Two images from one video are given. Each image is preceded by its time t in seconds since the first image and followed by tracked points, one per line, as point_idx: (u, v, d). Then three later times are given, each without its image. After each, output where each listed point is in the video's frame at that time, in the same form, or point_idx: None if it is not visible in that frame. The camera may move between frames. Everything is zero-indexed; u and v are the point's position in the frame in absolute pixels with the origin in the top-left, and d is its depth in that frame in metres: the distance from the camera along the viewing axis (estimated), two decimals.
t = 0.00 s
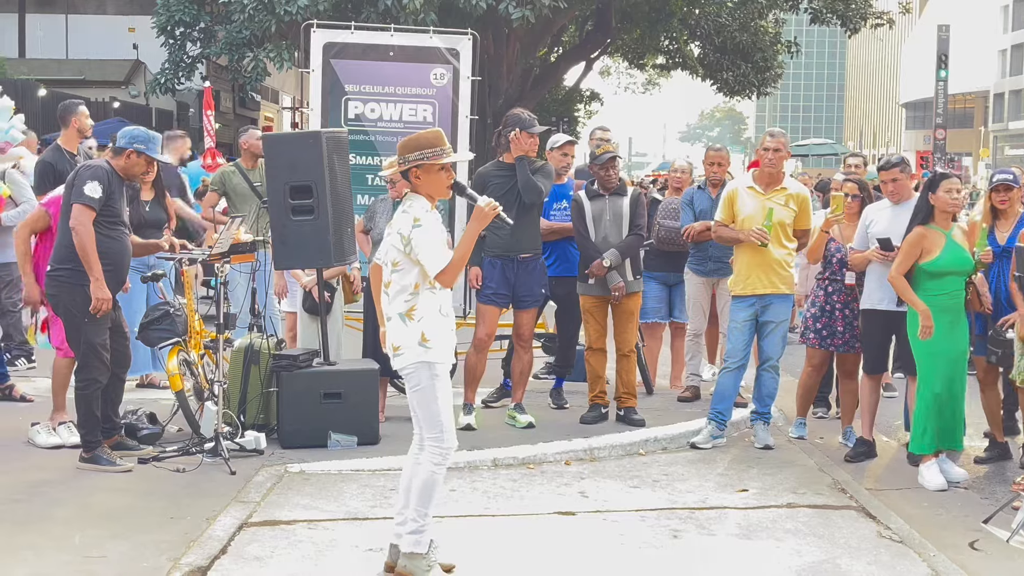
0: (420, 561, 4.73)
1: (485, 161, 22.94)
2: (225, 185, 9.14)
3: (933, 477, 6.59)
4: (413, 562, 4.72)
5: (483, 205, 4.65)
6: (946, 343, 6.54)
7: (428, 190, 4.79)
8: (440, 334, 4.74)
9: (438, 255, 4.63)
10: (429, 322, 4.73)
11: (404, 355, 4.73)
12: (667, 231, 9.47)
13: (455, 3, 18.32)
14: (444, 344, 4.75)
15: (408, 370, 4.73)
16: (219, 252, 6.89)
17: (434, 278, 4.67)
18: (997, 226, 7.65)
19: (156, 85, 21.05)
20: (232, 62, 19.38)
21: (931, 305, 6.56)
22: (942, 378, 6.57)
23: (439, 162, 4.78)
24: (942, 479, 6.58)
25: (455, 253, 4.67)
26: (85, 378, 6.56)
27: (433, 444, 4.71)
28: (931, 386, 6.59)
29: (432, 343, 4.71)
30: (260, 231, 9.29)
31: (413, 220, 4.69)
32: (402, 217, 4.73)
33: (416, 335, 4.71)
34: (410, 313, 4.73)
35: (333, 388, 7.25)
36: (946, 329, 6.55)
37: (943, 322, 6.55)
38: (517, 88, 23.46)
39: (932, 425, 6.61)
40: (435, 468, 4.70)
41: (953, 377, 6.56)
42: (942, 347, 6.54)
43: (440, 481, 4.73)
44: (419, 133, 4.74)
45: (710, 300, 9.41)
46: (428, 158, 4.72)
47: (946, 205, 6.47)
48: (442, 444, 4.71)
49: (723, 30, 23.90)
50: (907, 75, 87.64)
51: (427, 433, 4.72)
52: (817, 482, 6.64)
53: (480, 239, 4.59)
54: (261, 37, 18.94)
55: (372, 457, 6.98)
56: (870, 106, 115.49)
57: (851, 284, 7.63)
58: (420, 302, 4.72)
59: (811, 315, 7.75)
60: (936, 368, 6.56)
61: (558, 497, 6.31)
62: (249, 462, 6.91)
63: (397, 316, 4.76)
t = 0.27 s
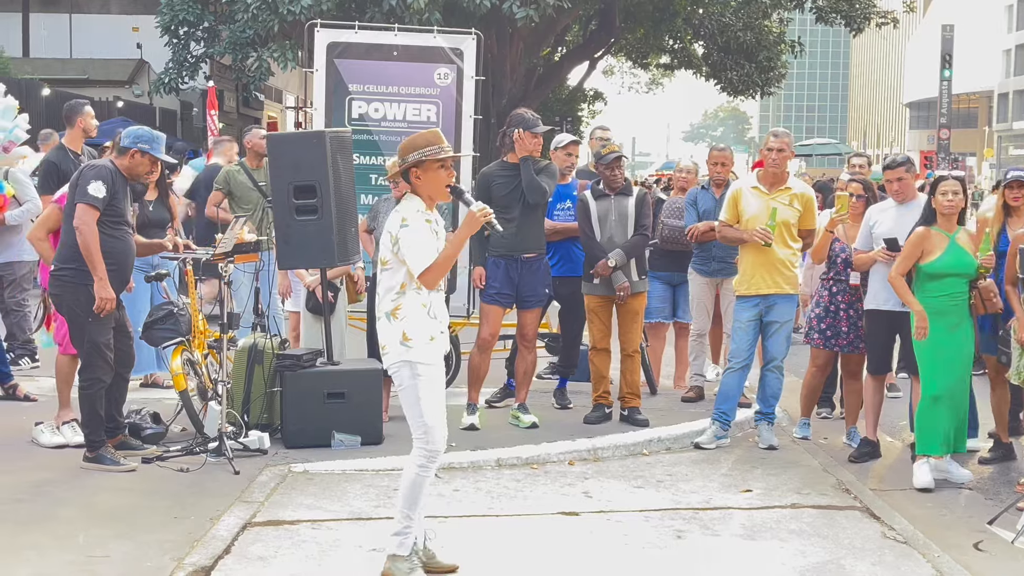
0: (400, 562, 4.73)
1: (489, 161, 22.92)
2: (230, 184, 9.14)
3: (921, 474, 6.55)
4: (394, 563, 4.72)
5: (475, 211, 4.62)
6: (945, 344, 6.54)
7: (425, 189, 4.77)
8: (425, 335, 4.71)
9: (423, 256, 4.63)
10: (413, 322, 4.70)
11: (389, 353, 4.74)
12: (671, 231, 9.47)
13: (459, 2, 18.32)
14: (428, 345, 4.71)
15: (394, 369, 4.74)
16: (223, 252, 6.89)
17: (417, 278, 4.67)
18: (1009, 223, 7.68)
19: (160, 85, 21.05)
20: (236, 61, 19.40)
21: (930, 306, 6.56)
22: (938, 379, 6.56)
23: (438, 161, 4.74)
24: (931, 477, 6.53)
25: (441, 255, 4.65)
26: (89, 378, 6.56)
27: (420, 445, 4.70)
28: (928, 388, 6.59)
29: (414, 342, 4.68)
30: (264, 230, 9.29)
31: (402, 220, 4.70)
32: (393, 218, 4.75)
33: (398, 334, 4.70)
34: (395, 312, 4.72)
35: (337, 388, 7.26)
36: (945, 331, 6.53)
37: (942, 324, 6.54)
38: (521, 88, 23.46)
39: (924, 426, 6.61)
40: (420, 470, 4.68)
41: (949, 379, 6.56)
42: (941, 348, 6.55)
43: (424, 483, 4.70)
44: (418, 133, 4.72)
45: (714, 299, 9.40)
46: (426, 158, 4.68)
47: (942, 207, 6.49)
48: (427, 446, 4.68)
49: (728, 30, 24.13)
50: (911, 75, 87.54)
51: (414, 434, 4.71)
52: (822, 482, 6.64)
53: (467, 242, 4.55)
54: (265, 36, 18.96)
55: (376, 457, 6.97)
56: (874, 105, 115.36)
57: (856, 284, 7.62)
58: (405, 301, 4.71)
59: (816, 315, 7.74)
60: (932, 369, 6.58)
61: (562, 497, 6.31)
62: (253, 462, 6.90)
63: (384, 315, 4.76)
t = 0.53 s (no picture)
0: (388, 566, 4.69)
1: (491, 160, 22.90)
2: (232, 183, 9.14)
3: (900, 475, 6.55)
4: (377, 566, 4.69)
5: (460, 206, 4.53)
6: (943, 340, 6.52)
7: (417, 188, 4.70)
8: (413, 335, 4.64)
9: (407, 252, 4.58)
10: (401, 322, 4.64)
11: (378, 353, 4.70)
12: (673, 231, 9.47)
13: (460, 2, 18.35)
14: (416, 345, 4.65)
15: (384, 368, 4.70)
16: (225, 252, 6.90)
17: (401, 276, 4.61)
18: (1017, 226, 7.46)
19: (162, 85, 21.05)
20: (237, 61, 19.42)
21: (927, 303, 6.54)
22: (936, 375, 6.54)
23: (428, 160, 4.68)
24: (908, 477, 6.54)
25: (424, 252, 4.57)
26: (91, 378, 6.55)
27: (403, 448, 4.66)
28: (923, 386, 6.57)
29: (401, 342, 4.63)
30: (266, 230, 9.29)
31: (390, 219, 4.67)
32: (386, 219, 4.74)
33: (387, 334, 4.65)
34: (385, 311, 4.68)
35: (338, 388, 7.25)
36: (942, 327, 6.51)
37: (937, 320, 6.52)
38: (523, 89, 23.47)
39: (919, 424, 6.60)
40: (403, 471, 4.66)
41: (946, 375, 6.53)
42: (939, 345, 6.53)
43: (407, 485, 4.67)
44: (407, 133, 4.68)
45: (716, 300, 9.40)
46: (414, 156, 4.62)
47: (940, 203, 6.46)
48: (410, 449, 4.64)
49: (730, 29, 24.23)
50: (913, 75, 87.47)
51: (399, 435, 4.66)
52: (824, 483, 6.63)
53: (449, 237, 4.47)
54: (266, 36, 18.97)
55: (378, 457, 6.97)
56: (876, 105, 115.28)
57: (858, 284, 7.61)
58: (395, 301, 4.65)
59: (817, 315, 7.73)
60: (929, 367, 6.54)
61: (563, 498, 6.31)
62: (255, 462, 6.90)
63: (378, 315, 4.73)
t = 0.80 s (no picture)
0: (388, 567, 4.68)
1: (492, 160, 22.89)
2: (235, 181, 9.14)
3: (899, 480, 6.49)
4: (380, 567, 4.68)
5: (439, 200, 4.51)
6: (932, 342, 6.51)
7: (410, 188, 4.70)
8: (401, 336, 4.61)
9: (386, 246, 4.58)
10: (390, 323, 4.63)
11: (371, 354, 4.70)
12: (675, 231, 9.47)
13: (462, 2, 18.35)
14: (404, 347, 4.61)
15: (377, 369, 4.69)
16: (226, 251, 6.90)
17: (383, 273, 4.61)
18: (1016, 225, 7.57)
19: (164, 84, 21.05)
20: (239, 61, 19.43)
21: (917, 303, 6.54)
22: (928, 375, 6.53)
23: (417, 159, 4.67)
24: (908, 482, 6.48)
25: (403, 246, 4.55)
26: (92, 378, 6.55)
27: (396, 450, 4.65)
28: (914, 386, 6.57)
29: (389, 344, 4.61)
30: (267, 230, 9.29)
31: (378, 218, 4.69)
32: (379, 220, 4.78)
33: (376, 336, 4.64)
34: (376, 312, 4.69)
35: (339, 388, 7.25)
36: (934, 328, 6.51)
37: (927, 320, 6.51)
38: (525, 88, 23.46)
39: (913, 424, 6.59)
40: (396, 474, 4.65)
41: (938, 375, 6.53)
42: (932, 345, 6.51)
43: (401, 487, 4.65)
44: (399, 132, 4.69)
45: (717, 300, 9.39)
46: (404, 155, 4.62)
47: (937, 204, 6.45)
48: (402, 451, 4.63)
49: (731, 29, 24.27)
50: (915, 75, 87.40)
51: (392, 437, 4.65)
52: (826, 483, 6.63)
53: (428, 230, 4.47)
54: (268, 36, 18.97)
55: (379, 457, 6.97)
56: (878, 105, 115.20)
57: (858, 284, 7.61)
58: (385, 301, 4.65)
59: (819, 316, 7.73)
60: (921, 368, 6.53)
61: (565, 498, 6.30)
62: (256, 461, 6.90)
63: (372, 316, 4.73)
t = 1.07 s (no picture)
0: (389, 568, 4.68)
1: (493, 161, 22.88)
2: (235, 181, 9.15)
3: (900, 480, 6.49)
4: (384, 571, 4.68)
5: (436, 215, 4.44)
6: (921, 348, 6.50)
7: (410, 198, 4.65)
8: (397, 344, 4.59)
9: (382, 260, 4.53)
10: (386, 332, 4.62)
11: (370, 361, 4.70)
12: (675, 231, 9.46)
13: (462, 2, 18.35)
14: (399, 355, 4.59)
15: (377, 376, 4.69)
16: (227, 251, 6.91)
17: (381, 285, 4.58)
18: None
19: (165, 84, 21.05)
20: (240, 61, 19.46)
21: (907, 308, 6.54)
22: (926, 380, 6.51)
23: (417, 168, 4.62)
24: (910, 483, 6.48)
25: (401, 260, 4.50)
26: (93, 378, 6.55)
27: (401, 457, 4.63)
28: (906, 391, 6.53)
29: (385, 351, 4.60)
30: (267, 230, 9.29)
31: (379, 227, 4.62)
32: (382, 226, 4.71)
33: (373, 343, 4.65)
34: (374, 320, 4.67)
35: (340, 389, 7.26)
36: (926, 330, 6.50)
37: (919, 323, 6.51)
38: (526, 89, 23.48)
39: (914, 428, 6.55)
40: (402, 481, 4.64)
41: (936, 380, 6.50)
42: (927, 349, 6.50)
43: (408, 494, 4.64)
44: (399, 140, 4.63)
45: (718, 300, 9.39)
46: (405, 163, 4.57)
47: (931, 213, 6.56)
48: (408, 458, 4.62)
49: (732, 29, 23.87)
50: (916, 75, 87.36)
51: (397, 445, 4.63)
52: (826, 483, 6.63)
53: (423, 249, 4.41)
54: (269, 36, 18.99)
55: (379, 457, 6.98)
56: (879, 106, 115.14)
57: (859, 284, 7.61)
58: (382, 310, 4.63)
59: (820, 316, 7.73)
60: (915, 373, 6.51)
61: (565, 498, 6.31)
62: (256, 461, 6.90)
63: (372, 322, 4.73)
